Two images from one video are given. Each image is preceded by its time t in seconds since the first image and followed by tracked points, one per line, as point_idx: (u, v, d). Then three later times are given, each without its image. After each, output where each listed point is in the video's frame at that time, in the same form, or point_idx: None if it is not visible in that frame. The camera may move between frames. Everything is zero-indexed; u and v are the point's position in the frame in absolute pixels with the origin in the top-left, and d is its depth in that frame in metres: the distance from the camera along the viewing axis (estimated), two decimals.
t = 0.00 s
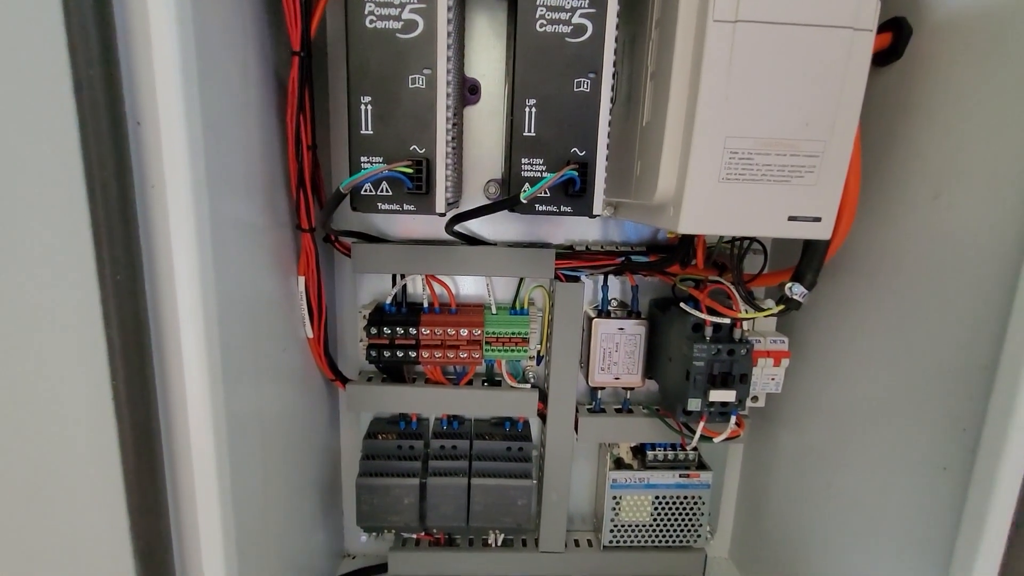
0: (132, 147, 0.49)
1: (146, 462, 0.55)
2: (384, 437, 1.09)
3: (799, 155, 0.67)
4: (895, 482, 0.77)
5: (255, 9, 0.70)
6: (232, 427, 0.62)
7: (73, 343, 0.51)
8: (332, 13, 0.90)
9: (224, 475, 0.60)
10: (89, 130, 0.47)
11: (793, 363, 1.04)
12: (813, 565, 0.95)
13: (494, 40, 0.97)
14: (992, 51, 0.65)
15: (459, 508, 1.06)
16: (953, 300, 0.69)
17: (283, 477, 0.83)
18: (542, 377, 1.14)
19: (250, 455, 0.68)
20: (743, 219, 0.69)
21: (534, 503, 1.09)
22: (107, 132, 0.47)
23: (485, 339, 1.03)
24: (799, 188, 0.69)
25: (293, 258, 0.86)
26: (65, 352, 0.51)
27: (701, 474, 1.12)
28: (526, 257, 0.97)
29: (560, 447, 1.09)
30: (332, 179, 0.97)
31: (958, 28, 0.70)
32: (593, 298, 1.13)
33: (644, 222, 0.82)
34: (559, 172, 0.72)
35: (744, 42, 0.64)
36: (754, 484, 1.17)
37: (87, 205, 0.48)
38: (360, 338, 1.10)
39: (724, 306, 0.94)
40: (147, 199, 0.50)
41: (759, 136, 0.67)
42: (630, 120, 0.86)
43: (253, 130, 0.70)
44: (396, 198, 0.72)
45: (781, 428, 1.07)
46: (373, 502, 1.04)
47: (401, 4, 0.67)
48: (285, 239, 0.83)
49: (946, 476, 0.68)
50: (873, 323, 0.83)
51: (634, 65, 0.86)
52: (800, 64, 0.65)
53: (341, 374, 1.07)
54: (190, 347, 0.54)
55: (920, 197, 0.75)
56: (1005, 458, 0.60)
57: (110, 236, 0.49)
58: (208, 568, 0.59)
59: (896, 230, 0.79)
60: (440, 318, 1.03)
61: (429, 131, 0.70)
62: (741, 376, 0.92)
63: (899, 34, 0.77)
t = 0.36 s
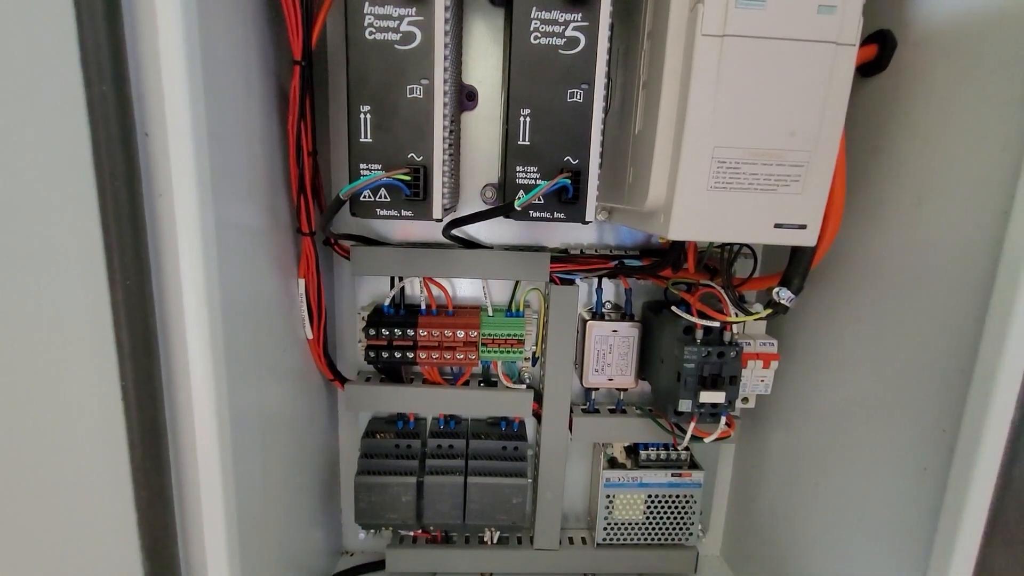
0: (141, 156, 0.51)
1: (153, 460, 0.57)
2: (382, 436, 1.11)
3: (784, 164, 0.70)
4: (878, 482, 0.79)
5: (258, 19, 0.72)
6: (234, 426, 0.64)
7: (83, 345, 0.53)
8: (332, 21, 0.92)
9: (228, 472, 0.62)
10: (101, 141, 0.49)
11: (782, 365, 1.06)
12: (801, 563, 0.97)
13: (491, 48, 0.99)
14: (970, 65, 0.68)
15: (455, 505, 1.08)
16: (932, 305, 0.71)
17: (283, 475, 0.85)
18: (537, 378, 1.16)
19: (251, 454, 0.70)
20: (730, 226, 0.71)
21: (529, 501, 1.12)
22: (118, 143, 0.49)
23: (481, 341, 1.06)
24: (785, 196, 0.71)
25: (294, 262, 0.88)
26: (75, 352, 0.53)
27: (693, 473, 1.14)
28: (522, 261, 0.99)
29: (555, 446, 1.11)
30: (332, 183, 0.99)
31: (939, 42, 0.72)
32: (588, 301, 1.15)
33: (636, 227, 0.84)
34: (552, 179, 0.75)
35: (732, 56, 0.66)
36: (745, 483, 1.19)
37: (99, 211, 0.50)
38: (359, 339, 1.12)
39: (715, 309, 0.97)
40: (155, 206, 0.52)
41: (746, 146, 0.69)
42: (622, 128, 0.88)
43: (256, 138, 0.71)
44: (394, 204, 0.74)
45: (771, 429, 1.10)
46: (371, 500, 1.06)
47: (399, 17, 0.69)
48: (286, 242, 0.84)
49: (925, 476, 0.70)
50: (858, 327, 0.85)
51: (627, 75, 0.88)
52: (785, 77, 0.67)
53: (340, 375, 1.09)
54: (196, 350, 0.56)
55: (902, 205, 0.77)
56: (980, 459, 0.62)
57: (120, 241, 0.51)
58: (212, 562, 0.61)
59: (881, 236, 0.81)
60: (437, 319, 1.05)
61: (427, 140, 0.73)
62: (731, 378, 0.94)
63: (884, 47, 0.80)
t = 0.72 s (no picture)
0: (136, 153, 0.51)
1: (148, 458, 0.56)
2: (379, 434, 1.11)
3: (782, 162, 0.69)
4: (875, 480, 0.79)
5: (255, 15, 0.72)
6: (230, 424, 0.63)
7: (77, 342, 0.53)
8: (330, 17, 0.92)
9: (223, 469, 0.61)
10: (95, 134, 0.48)
11: (779, 363, 1.06)
12: (798, 560, 0.97)
13: (489, 44, 0.99)
14: (968, 64, 0.67)
15: (452, 503, 1.08)
16: (930, 304, 0.71)
17: (280, 473, 0.85)
18: (535, 376, 1.16)
19: (247, 451, 0.70)
20: (729, 224, 0.71)
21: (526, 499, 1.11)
22: (113, 136, 0.49)
23: (479, 339, 1.05)
24: (783, 194, 0.71)
25: (291, 259, 0.88)
26: (69, 347, 0.53)
27: (690, 471, 1.14)
28: (520, 259, 0.99)
29: (552, 444, 1.11)
30: (329, 180, 0.98)
31: (937, 40, 0.72)
32: (586, 299, 1.15)
33: (635, 225, 0.84)
34: (550, 177, 0.75)
35: (730, 53, 0.66)
36: (742, 481, 1.19)
37: (92, 205, 0.50)
38: (356, 336, 1.11)
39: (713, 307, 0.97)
40: (149, 203, 0.52)
41: (745, 144, 0.69)
42: (621, 125, 0.88)
43: (252, 135, 0.71)
44: (391, 201, 0.74)
45: (768, 427, 1.10)
46: (368, 498, 1.06)
47: (397, 13, 0.69)
48: (283, 240, 0.84)
49: (922, 474, 0.70)
50: (855, 326, 0.85)
51: (625, 72, 0.88)
52: (784, 75, 0.67)
53: (337, 372, 1.08)
54: (191, 347, 0.56)
55: (900, 203, 0.77)
56: (977, 457, 0.62)
57: (114, 235, 0.50)
58: (207, 560, 0.61)
59: (878, 234, 0.81)
60: (435, 317, 1.05)
61: (424, 136, 0.72)
62: (728, 376, 0.94)
63: (883, 45, 0.80)
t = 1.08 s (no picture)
0: (123, 152, 0.50)
1: (137, 458, 0.56)
2: (374, 433, 1.11)
3: (774, 161, 0.69)
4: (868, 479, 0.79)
5: (246, 14, 0.72)
6: (220, 424, 0.63)
7: (65, 342, 0.53)
8: (322, 16, 0.91)
9: (214, 470, 0.61)
10: (81, 134, 0.48)
11: (773, 362, 1.06)
12: (792, 559, 0.97)
13: (483, 43, 0.99)
14: (959, 63, 0.67)
15: (447, 503, 1.08)
16: (921, 303, 0.71)
17: (273, 473, 0.85)
18: (530, 375, 1.16)
19: (239, 451, 0.70)
20: (721, 223, 0.71)
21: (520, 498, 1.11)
22: (99, 135, 0.49)
23: (473, 338, 1.05)
24: (775, 193, 0.71)
25: (284, 258, 0.88)
26: (57, 347, 0.52)
27: (685, 470, 1.14)
28: (514, 258, 0.99)
29: (547, 443, 1.11)
30: (322, 179, 0.98)
31: (929, 39, 0.72)
32: (580, 298, 1.15)
33: (628, 224, 0.84)
34: (542, 176, 0.75)
35: (722, 52, 0.66)
36: (737, 480, 1.19)
37: (79, 205, 0.49)
38: (350, 336, 1.11)
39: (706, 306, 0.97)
40: (137, 202, 0.52)
41: (736, 143, 0.69)
42: (615, 124, 0.88)
43: (243, 134, 0.71)
44: (383, 200, 0.74)
45: (762, 426, 1.10)
46: (363, 497, 1.06)
47: (388, 11, 0.69)
48: (275, 239, 0.84)
49: (914, 473, 0.70)
50: (848, 325, 0.85)
51: (619, 71, 0.87)
52: (776, 74, 0.67)
53: (331, 372, 1.08)
54: (180, 347, 0.56)
55: (892, 202, 0.77)
56: (968, 456, 0.62)
57: (101, 236, 0.50)
58: (197, 560, 0.61)
59: (870, 233, 0.81)
60: (429, 317, 1.05)
61: (416, 135, 0.72)
62: (722, 375, 0.94)
63: (875, 44, 0.80)
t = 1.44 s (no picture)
0: (120, 153, 0.50)
1: (135, 459, 0.56)
2: (372, 434, 1.10)
3: (773, 161, 0.69)
4: (866, 478, 0.79)
5: (243, 14, 0.72)
6: (218, 425, 0.63)
7: (61, 343, 0.52)
8: (320, 15, 0.91)
9: (212, 471, 0.61)
10: (77, 134, 0.48)
11: (771, 362, 1.06)
12: (790, 559, 0.97)
13: (481, 43, 0.98)
14: (957, 63, 0.68)
15: (445, 503, 1.08)
16: (918, 303, 0.71)
17: (272, 473, 0.85)
18: (528, 376, 1.16)
19: (237, 452, 0.70)
20: (719, 223, 0.71)
21: (519, 498, 1.11)
22: (95, 135, 0.49)
23: (471, 338, 1.05)
24: (773, 193, 0.71)
25: (281, 259, 0.87)
26: (53, 348, 0.52)
27: (683, 470, 1.14)
28: (512, 259, 0.98)
29: (545, 444, 1.11)
30: (320, 180, 0.98)
31: (926, 40, 0.72)
32: (579, 299, 1.15)
33: (626, 224, 0.84)
34: (540, 176, 0.75)
35: (720, 53, 0.66)
36: (735, 480, 1.19)
37: (75, 205, 0.49)
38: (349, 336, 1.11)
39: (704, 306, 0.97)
40: (134, 202, 0.51)
41: (735, 143, 0.69)
42: (613, 124, 0.88)
43: (241, 134, 0.71)
44: (381, 201, 0.74)
45: (760, 425, 1.10)
46: (361, 498, 1.06)
47: (386, 11, 0.69)
48: (273, 239, 0.84)
49: (912, 472, 0.70)
50: (846, 324, 0.85)
51: (617, 71, 0.87)
52: (774, 74, 0.67)
53: (330, 373, 1.08)
54: (178, 347, 0.55)
55: (890, 202, 0.77)
56: (965, 455, 0.62)
57: (97, 235, 0.50)
58: (195, 561, 0.61)
59: (868, 234, 0.81)
60: (427, 317, 1.04)
61: (414, 136, 0.72)
62: (720, 375, 0.94)
63: (873, 45, 0.80)
